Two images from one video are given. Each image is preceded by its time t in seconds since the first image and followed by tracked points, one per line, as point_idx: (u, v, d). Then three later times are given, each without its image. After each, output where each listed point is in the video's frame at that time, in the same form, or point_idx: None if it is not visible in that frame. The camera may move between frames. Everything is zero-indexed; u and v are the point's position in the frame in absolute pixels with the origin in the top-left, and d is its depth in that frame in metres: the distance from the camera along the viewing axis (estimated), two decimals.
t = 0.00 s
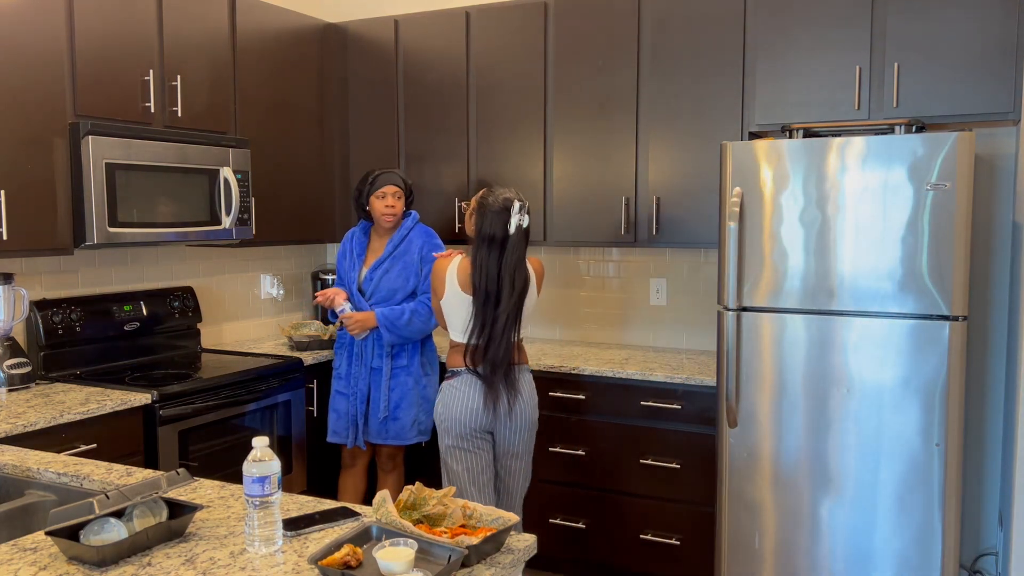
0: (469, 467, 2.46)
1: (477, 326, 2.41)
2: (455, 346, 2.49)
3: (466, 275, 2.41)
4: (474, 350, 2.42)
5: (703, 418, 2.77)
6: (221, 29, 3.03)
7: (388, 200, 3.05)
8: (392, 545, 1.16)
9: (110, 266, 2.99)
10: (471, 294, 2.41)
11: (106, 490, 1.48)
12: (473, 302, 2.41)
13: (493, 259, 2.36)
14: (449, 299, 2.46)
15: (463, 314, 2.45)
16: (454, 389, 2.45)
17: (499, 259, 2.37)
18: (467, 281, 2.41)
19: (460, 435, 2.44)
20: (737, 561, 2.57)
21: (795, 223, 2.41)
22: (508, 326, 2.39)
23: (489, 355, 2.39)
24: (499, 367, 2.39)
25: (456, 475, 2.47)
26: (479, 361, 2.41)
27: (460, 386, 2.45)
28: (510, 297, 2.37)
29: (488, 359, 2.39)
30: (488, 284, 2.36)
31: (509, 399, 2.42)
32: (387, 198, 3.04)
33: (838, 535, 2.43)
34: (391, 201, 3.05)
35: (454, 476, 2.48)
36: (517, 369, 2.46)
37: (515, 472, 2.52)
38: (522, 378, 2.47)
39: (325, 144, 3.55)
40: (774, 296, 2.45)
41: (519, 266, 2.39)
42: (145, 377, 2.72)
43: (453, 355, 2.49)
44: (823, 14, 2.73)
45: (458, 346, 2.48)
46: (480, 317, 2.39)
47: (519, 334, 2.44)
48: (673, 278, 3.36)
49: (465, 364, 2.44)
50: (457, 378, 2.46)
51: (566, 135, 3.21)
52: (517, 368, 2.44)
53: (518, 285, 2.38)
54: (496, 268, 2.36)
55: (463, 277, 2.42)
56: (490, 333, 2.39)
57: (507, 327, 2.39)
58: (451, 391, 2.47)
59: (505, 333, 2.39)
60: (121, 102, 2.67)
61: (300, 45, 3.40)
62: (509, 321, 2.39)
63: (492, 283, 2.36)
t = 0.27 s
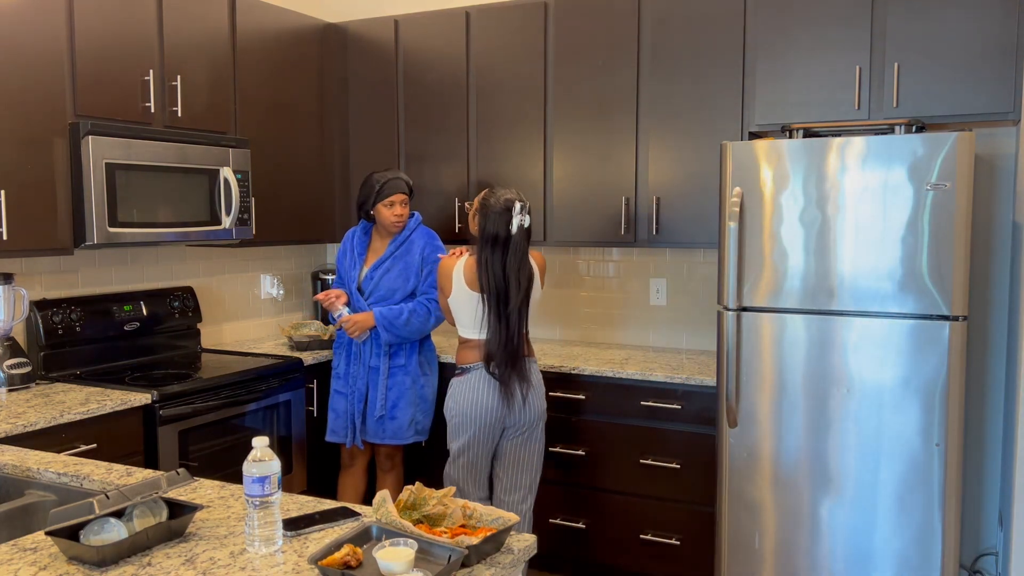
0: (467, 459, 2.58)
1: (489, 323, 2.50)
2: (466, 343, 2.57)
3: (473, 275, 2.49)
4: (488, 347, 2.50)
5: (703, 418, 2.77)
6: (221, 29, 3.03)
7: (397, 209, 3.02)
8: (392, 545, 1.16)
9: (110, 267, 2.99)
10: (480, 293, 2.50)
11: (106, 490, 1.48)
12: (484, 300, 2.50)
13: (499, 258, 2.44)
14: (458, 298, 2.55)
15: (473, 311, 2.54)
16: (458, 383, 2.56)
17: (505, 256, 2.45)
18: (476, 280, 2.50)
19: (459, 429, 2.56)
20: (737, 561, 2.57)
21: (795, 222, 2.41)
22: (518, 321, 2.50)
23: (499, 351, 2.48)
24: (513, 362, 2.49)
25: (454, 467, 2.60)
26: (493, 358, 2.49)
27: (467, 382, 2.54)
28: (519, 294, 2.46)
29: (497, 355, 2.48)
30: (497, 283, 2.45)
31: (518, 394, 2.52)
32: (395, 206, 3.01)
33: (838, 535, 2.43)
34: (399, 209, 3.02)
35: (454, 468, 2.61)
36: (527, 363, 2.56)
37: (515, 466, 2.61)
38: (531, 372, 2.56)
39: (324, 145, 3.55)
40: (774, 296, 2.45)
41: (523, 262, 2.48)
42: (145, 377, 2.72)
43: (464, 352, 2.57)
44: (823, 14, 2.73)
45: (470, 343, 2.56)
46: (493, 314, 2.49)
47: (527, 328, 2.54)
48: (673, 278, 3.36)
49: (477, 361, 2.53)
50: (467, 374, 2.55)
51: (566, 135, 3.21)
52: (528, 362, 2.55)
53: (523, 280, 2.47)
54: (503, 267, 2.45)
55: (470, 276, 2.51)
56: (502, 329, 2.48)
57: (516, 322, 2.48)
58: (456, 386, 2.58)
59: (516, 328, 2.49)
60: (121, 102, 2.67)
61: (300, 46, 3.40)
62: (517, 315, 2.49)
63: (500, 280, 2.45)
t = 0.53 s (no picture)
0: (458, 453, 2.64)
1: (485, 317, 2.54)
2: (463, 338, 2.61)
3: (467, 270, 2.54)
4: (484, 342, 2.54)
5: (703, 418, 2.77)
6: (221, 29, 3.03)
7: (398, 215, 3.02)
8: (392, 545, 1.16)
9: (110, 267, 2.99)
10: (475, 287, 2.54)
11: (106, 490, 1.48)
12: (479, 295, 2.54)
13: (491, 252, 2.48)
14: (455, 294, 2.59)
15: (469, 306, 2.58)
16: (450, 379, 2.63)
17: (498, 248, 2.48)
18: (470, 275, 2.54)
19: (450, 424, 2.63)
20: (737, 560, 2.57)
21: (795, 222, 2.41)
22: (512, 314, 2.53)
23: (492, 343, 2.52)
24: (507, 355, 2.52)
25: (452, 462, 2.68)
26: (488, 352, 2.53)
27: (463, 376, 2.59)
28: (512, 287, 2.50)
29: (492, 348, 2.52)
30: (490, 276, 2.49)
31: (508, 390, 2.54)
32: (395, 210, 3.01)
33: (838, 535, 2.42)
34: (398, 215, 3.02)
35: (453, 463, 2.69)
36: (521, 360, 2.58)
37: (509, 464, 2.61)
38: (526, 366, 2.58)
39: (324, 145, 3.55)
40: (774, 296, 2.45)
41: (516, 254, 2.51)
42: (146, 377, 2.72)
43: (462, 347, 2.61)
44: (822, 14, 2.73)
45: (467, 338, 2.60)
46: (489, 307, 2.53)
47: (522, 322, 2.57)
48: (673, 278, 3.36)
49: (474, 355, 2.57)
50: (459, 370, 2.60)
51: (566, 135, 3.21)
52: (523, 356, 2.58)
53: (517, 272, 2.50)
54: (495, 261, 2.49)
55: (465, 271, 2.55)
56: (496, 323, 2.52)
57: (510, 315, 2.52)
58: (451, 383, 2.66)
59: (511, 321, 2.52)
60: (121, 102, 2.67)
61: (300, 45, 3.40)
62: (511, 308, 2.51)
63: (494, 272, 2.48)
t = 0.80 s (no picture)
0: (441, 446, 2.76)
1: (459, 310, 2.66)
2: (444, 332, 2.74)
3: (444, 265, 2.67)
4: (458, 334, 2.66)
5: (703, 418, 2.77)
6: (221, 29, 3.03)
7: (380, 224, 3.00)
8: (392, 545, 1.16)
9: (110, 266, 2.99)
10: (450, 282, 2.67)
11: (106, 490, 1.48)
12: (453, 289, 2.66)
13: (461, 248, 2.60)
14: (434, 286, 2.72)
15: (446, 302, 2.70)
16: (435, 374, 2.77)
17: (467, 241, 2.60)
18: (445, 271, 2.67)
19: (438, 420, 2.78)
20: (738, 561, 2.57)
21: (795, 222, 2.41)
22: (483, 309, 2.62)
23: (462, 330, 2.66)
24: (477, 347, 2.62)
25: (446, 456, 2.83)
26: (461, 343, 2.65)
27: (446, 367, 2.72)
28: (481, 281, 2.61)
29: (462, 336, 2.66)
30: (460, 271, 2.62)
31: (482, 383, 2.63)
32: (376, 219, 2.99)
33: (838, 535, 2.43)
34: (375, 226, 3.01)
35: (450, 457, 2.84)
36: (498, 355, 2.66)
37: (491, 459, 2.70)
38: (503, 361, 2.65)
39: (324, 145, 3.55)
40: (774, 297, 2.45)
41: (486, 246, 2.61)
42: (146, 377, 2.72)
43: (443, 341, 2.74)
44: (822, 14, 2.73)
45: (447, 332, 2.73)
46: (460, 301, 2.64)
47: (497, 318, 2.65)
48: (673, 278, 3.36)
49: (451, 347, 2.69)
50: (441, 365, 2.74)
51: (566, 135, 3.21)
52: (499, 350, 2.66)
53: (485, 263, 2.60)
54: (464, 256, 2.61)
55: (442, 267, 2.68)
56: (468, 316, 2.63)
57: (480, 309, 2.62)
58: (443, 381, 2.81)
59: (482, 316, 2.62)
60: (121, 102, 2.67)
61: (300, 45, 3.40)
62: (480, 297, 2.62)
63: (463, 267, 2.60)
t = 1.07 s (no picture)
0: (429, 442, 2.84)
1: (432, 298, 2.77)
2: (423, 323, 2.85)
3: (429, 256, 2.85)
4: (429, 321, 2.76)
5: (703, 418, 2.77)
6: (221, 29, 3.03)
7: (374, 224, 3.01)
8: (392, 545, 1.16)
9: (110, 267, 2.99)
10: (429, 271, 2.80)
11: (106, 490, 1.48)
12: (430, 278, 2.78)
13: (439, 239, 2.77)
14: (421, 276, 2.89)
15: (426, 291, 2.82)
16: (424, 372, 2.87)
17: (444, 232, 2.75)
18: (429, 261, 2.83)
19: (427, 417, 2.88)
20: (737, 561, 2.57)
21: (795, 222, 2.41)
22: (453, 298, 2.73)
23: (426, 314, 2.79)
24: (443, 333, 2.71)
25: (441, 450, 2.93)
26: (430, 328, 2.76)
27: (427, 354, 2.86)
28: (451, 269, 2.73)
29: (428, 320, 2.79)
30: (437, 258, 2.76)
31: (458, 375, 2.70)
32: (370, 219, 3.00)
33: (838, 535, 2.43)
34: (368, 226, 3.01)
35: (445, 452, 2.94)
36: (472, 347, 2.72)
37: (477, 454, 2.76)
38: (471, 352, 2.70)
39: (324, 145, 3.55)
40: (774, 297, 2.45)
41: (460, 239, 2.73)
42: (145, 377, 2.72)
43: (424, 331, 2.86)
44: (822, 14, 2.73)
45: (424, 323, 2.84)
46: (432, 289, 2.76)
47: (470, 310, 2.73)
48: (673, 278, 3.36)
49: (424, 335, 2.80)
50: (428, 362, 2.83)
51: (566, 135, 3.21)
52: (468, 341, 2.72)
53: (453, 252, 2.72)
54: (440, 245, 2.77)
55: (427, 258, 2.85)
56: (438, 303, 2.75)
57: (449, 297, 2.73)
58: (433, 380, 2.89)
59: (451, 303, 2.72)
60: (121, 102, 2.67)
61: (300, 46, 3.40)
62: (448, 287, 2.73)
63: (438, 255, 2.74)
